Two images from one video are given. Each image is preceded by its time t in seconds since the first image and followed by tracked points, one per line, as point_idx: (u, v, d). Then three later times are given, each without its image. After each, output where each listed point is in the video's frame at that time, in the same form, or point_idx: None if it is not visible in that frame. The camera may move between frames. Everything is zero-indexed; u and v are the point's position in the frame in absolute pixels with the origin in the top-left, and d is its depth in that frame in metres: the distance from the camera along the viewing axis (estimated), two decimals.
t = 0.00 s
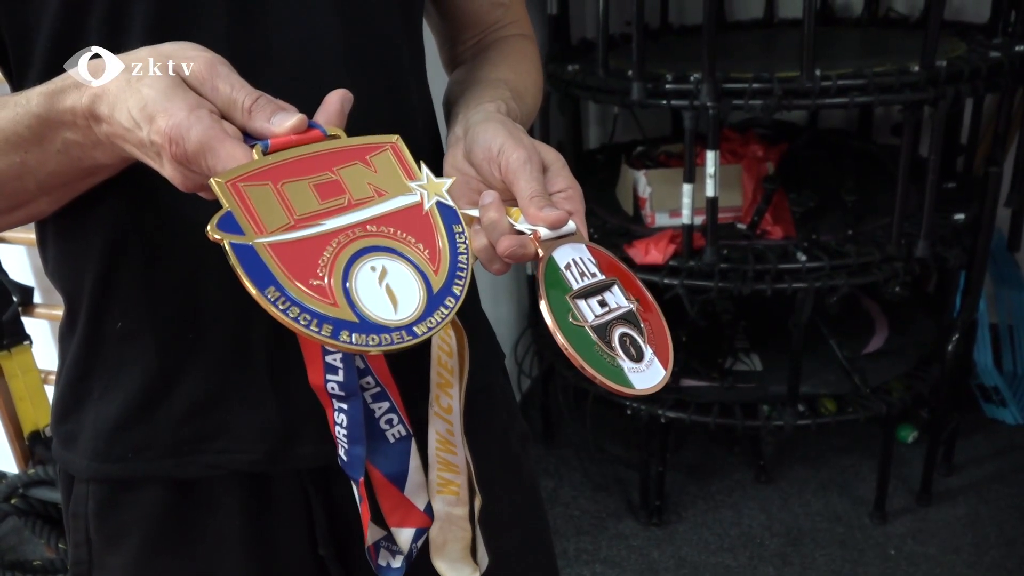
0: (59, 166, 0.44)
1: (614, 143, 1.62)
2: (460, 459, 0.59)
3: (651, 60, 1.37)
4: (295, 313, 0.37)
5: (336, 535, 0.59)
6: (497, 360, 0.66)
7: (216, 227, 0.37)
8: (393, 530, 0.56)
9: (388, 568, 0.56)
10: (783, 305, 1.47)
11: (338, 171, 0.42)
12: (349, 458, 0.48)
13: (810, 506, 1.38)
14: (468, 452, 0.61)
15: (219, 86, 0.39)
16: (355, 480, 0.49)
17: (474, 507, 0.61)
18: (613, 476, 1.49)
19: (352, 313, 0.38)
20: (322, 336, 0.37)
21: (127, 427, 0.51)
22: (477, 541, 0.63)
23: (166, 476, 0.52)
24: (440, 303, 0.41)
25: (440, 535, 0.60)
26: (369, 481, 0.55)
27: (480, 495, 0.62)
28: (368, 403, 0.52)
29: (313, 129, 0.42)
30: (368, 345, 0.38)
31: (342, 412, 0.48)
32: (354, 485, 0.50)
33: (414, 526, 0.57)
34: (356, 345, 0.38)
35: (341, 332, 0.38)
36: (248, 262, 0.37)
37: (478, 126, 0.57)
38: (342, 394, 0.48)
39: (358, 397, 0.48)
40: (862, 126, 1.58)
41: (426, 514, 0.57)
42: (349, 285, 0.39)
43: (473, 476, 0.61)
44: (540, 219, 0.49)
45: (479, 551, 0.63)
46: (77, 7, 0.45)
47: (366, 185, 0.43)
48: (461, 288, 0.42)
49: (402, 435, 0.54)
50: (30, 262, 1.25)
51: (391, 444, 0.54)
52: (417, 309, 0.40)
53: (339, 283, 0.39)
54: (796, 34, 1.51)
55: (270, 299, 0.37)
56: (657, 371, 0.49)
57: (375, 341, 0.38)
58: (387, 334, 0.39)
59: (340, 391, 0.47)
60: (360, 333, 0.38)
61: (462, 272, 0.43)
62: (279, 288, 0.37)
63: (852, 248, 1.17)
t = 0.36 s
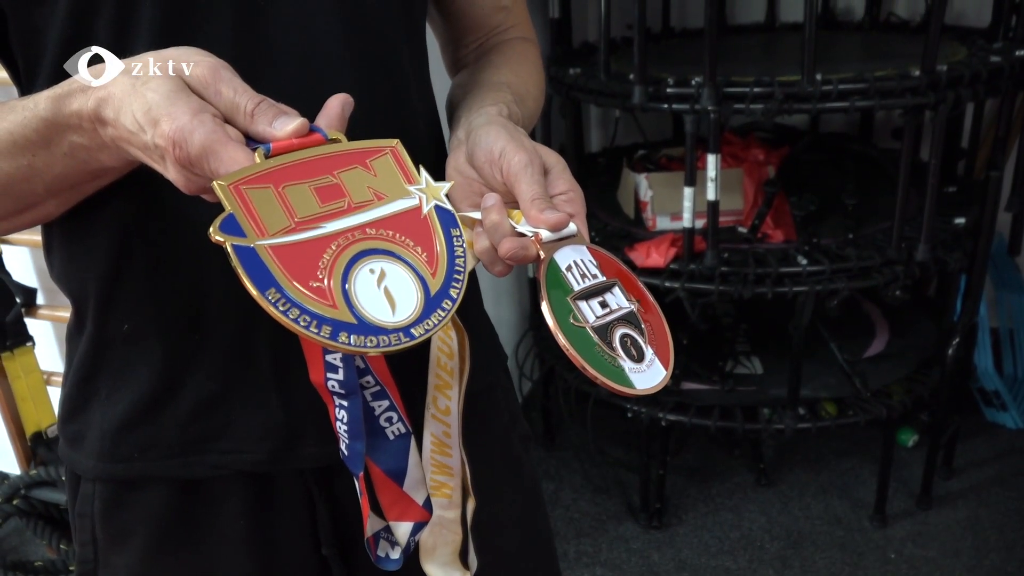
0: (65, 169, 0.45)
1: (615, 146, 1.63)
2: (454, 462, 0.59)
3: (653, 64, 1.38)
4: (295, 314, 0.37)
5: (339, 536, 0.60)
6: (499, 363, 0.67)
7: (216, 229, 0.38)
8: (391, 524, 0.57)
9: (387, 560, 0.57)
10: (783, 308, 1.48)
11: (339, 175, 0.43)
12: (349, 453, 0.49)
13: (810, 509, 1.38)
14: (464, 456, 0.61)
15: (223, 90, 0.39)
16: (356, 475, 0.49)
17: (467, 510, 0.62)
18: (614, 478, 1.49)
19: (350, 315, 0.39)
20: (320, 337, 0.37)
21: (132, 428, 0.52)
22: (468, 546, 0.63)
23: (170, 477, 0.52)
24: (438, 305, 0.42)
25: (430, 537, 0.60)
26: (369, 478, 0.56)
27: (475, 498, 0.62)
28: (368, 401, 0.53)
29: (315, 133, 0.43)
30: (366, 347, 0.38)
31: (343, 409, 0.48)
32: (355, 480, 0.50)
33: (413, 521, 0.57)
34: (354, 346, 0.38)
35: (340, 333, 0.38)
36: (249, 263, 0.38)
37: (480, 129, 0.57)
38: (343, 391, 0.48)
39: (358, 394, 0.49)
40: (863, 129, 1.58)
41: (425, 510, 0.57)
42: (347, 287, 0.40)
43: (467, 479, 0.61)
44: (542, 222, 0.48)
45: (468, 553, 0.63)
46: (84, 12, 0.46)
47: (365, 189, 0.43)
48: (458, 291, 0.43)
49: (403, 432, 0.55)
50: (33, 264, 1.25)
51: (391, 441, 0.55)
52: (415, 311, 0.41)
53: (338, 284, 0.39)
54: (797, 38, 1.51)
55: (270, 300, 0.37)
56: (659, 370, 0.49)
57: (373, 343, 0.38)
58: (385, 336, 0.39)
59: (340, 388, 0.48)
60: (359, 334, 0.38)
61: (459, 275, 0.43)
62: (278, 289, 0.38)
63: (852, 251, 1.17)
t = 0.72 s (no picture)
0: (75, 168, 0.45)
1: (614, 150, 1.63)
2: (465, 460, 0.60)
3: (652, 68, 1.38)
4: (304, 306, 0.38)
5: (341, 535, 0.60)
6: (501, 364, 0.67)
7: (227, 223, 0.38)
8: (398, 523, 0.57)
9: (394, 559, 0.57)
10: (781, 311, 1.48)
11: (346, 169, 0.43)
12: (356, 451, 0.49)
13: (807, 512, 1.39)
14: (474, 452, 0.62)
15: (230, 87, 0.40)
16: (362, 473, 0.49)
17: (479, 507, 0.62)
18: (612, 481, 1.49)
19: (359, 308, 0.39)
20: (330, 329, 0.38)
21: (138, 427, 0.52)
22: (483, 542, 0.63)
23: (175, 475, 0.53)
24: (445, 297, 0.42)
25: (445, 535, 0.61)
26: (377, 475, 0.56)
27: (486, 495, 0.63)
28: (376, 398, 0.53)
29: (323, 129, 0.43)
30: (375, 338, 0.38)
31: (350, 406, 0.49)
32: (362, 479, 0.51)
33: (419, 519, 0.57)
34: (363, 337, 0.38)
35: (349, 325, 0.38)
36: (259, 256, 0.38)
37: (484, 131, 0.58)
38: (350, 388, 0.48)
39: (365, 391, 0.49)
40: (860, 134, 1.59)
41: (431, 508, 0.58)
42: (356, 281, 0.40)
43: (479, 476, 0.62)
44: (545, 222, 0.49)
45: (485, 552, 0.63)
46: (93, 15, 0.46)
47: (373, 183, 0.44)
48: (465, 283, 0.43)
49: (409, 429, 0.55)
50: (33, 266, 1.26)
51: (398, 438, 0.55)
52: (422, 304, 0.41)
53: (347, 277, 0.40)
54: (795, 43, 1.52)
55: (280, 293, 0.38)
56: (661, 370, 0.50)
57: (382, 334, 0.39)
58: (394, 327, 0.39)
59: (347, 385, 0.48)
60: (368, 326, 0.39)
61: (466, 268, 0.44)
62: (289, 282, 0.38)
63: (849, 255, 1.18)
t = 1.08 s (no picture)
0: (99, 186, 0.46)
1: (613, 158, 1.64)
2: (467, 466, 0.60)
3: (650, 77, 1.40)
4: (331, 332, 0.38)
5: (347, 541, 0.60)
6: (502, 372, 0.68)
7: (258, 252, 0.39)
8: (412, 537, 0.59)
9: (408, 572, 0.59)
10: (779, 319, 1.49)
11: (369, 197, 0.44)
12: (372, 464, 0.50)
13: (805, 519, 1.39)
14: (475, 458, 0.62)
15: (257, 114, 0.40)
16: (378, 486, 0.51)
17: (478, 513, 0.63)
18: (611, 488, 1.49)
19: (382, 334, 0.40)
20: (354, 355, 0.39)
21: (148, 434, 0.53)
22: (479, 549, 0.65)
23: (185, 481, 0.54)
24: (462, 323, 0.43)
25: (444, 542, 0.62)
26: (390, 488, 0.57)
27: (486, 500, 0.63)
28: (391, 412, 0.54)
29: (347, 156, 0.44)
30: (397, 364, 0.39)
31: (366, 420, 0.50)
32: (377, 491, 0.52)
33: (434, 533, 0.59)
34: (385, 363, 0.39)
35: (372, 351, 0.39)
36: (288, 284, 0.39)
37: (489, 141, 0.58)
38: (366, 402, 0.49)
39: (381, 406, 0.49)
40: (857, 142, 1.60)
41: (446, 522, 0.60)
42: (379, 305, 0.41)
43: (478, 482, 0.62)
44: (553, 230, 0.49)
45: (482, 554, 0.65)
46: (106, 29, 0.47)
47: (394, 211, 0.45)
48: (481, 309, 0.44)
49: (424, 444, 0.56)
50: (33, 273, 1.26)
51: (413, 452, 0.56)
52: (441, 330, 0.42)
53: (371, 302, 0.41)
54: (792, 52, 1.53)
55: (308, 320, 0.38)
56: (668, 371, 0.51)
57: (403, 360, 0.40)
58: (414, 353, 0.40)
59: (363, 399, 0.49)
60: (390, 352, 0.39)
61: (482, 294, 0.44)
62: (316, 310, 0.39)
63: (846, 263, 1.19)
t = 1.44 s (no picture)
0: (109, 202, 0.46)
1: (614, 177, 1.66)
2: (474, 482, 0.61)
3: (651, 97, 1.41)
4: (342, 335, 0.39)
5: (350, 559, 0.61)
6: (504, 391, 0.69)
7: (268, 257, 0.40)
8: (424, 536, 0.59)
9: (421, 570, 0.59)
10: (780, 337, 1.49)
11: (376, 204, 0.45)
12: (383, 468, 0.51)
13: (807, 539, 1.39)
14: (481, 476, 0.63)
15: (265, 125, 0.40)
16: (389, 488, 0.51)
17: (483, 527, 0.64)
18: (612, 506, 1.50)
19: (392, 336, 0.41)
20: (366, 356, 0.39)
21: (156, 454, 0.54)
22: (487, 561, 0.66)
23: (192, 501, 0.54)
24: (471, 325, 0.44)
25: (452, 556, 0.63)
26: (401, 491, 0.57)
27: (491, 514, 0.64)
28: (400, 416, 0.54)
29: (353, 164, 0.44)
30: (407, 365, 0.40)
31: (376, 425, 0.50)
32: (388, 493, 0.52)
33: (445, 531, 0.59)
34: (396, 364, 0.40)
35: (383, 352, 0.40)
36: (299, 288, 0.40)
37: (491, 167, 0.58)
38: (376, 408, 0.50)
39: (390, 410, 0.50)
40: (857, 162, 1.61)
41: (456, 520, 0.59)
42: (389, 309, 0.42)
43: (484, 497, 0.63)
44: (555, 254, 0.50)
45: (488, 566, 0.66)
46: (119, 56, 0.48)
47: (401, 216, 0.45)
48: (489, 311, 0.45)
49: (433, 445, 0.56)
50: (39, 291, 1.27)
51: (422, 454, 0.56)
52: (450, 331, 0.43)
53: (380, 306, 0.41)
54: (792, 72, 1.55)
55: (320, 323, 0.39)
56: (667, 393, 0.51)
57: (413, 361, 0.40)
58: (424, 354, 0.41)
59: (373, 405, 0.50)
60: (401, 353, 0.40)
61: (490, 296, 0.45)
62: (327, 313, 0.40)
63: (846, 282, 1.20)
